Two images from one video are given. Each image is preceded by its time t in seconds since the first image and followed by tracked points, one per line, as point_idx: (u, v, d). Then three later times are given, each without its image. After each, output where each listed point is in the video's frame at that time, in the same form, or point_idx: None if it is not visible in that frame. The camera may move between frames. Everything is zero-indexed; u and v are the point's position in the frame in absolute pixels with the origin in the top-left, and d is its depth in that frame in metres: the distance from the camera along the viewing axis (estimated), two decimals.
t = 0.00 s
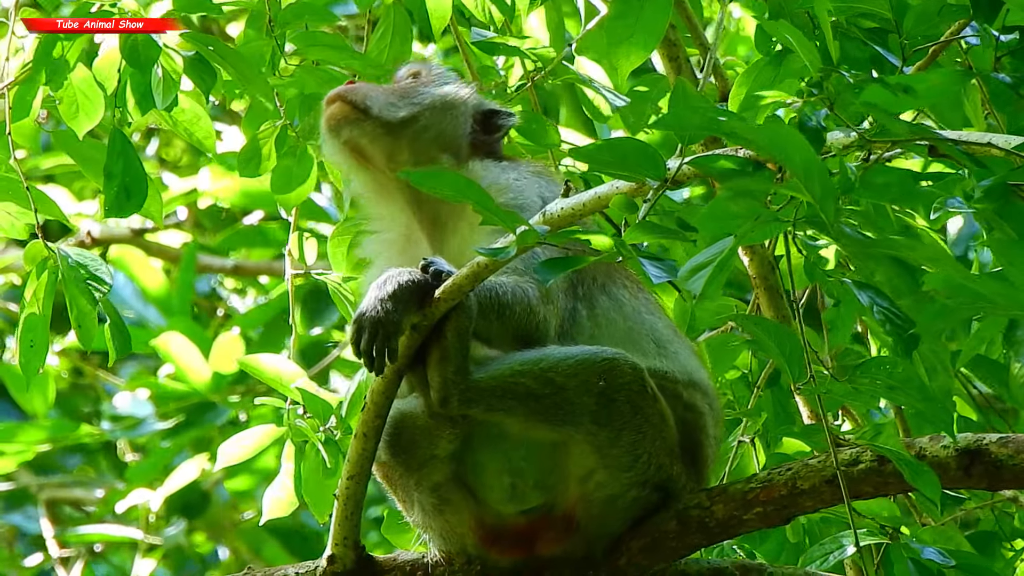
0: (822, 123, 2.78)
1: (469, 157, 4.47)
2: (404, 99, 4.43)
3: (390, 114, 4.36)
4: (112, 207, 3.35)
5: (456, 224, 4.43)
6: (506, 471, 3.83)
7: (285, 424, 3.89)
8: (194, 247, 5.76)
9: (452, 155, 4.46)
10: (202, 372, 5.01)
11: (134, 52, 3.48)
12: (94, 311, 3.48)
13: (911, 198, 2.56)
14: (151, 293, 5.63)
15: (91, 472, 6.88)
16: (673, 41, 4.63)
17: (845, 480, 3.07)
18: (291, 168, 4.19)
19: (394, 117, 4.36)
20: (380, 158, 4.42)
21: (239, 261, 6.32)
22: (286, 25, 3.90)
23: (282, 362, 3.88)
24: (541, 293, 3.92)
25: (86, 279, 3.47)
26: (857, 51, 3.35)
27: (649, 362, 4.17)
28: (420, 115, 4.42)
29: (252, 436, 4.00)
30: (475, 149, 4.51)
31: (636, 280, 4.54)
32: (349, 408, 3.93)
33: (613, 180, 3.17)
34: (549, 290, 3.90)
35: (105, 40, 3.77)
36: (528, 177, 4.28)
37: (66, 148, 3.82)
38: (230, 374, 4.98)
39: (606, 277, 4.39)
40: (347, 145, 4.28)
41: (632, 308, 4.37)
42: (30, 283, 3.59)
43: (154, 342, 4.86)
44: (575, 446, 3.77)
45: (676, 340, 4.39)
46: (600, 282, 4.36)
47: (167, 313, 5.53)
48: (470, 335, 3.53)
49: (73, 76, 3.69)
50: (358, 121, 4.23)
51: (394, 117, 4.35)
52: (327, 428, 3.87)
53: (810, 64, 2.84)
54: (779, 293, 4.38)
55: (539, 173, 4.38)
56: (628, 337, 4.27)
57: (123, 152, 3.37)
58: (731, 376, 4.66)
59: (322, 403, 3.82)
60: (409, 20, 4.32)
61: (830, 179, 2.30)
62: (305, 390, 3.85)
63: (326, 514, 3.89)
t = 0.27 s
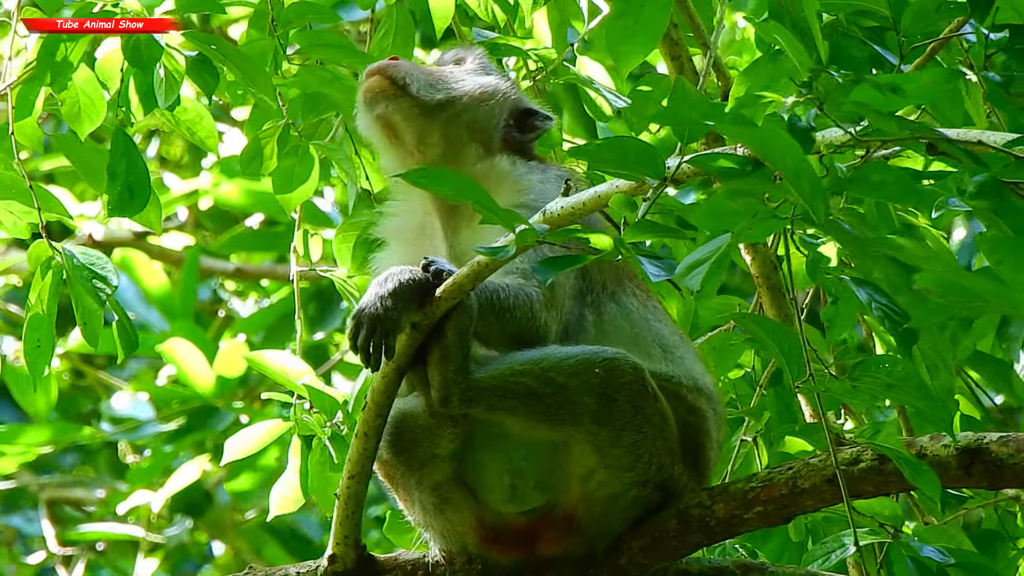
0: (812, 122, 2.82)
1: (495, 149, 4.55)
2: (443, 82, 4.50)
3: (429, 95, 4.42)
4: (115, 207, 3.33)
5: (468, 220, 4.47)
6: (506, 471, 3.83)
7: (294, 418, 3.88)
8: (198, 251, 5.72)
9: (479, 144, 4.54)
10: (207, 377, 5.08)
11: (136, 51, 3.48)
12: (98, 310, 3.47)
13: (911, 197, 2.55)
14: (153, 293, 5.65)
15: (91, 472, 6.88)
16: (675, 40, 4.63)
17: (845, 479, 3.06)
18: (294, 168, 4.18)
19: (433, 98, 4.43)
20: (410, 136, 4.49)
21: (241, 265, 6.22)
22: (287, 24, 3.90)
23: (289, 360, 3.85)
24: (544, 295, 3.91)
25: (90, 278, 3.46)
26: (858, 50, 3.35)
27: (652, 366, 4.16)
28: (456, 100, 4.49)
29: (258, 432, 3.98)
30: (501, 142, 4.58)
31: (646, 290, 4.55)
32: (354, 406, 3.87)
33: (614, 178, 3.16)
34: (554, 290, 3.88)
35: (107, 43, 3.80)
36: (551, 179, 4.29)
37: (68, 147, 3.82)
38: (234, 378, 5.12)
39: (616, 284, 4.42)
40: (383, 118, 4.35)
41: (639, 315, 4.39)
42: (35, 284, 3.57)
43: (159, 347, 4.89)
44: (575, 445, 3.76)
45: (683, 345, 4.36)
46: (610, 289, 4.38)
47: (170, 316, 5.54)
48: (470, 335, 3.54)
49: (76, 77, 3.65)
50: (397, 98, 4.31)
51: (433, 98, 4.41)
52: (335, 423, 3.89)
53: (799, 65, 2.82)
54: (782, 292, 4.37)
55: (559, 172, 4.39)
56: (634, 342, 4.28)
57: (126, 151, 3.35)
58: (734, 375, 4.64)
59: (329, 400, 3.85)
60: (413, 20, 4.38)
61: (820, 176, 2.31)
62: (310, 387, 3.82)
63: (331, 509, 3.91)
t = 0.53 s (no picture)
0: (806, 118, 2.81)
1: (505, 147, 4.58)
2: (456, 79, 4.57)
3: (441, 91, 4.49)
4: (117, 208, 3.33)
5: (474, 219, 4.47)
6: (506, 472, 3.84)
7: (297, 420, 3.88)
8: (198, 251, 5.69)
9: (489, 143, 4.57)
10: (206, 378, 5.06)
11: (139, 51, 3.48)
12: (99, 310, 3.48)
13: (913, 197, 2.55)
14: (152, 294, 5.61)
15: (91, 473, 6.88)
16: (677, 40, 4.62)
17: (846, 479, 3.05)
18: (296, 169, 4.15)
19: (446, 94, 4.50)
20: (421, 132, 4.55)
21: (240, 266, 6.25)
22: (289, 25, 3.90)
23: (293, 364, 3.80)
24: (546, 296, 3.91)
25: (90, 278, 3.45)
26: (859, 51, 3.35)
27: (655, 366, 4.18)
28: (468, 96, 4.56)
29: (264, 434, 3.98)
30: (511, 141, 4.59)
31: (650, 291, 4.55)
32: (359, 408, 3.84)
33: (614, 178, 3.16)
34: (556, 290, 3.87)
35: (111, 41, 3.74)
36: (558, 180, 4.27)
37: (69, 148, 3.82)
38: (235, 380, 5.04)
39: (620, 286, 4.41)
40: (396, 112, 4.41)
41: (643, 317, 4.40)
42: (35, 285, 3.55)
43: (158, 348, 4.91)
44: (576, 445, 3.76)
45: (685, 347, 4.38)
46: (614, 291, 4.38)
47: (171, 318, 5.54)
48: (471, 336, 3.53)
49: (76, 78, 3.65)
50: (409, 92, 4.35)
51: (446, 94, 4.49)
52: (340, 425, 3.84)
53: (793, 59, 2.89)
54: (784, 292, 4.36)
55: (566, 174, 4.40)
56: (637, 343, 4.30)
57: (128, 152, 3.35)
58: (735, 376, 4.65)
59: (334, 401, 3.79)
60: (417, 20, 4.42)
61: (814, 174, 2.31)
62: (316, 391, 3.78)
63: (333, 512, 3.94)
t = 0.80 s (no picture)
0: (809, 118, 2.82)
1: (509, 148, 4.56)
2: (459, 79, 4.57)
3: (444, 91, 4.50)
4: (117, 210, 3.33)
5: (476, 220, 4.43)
6: (508, 474, 3.85)
7: (294, 424, 3.89)
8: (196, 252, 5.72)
9: (492, 143, 4.57)
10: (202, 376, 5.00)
11: (140, 53, 3.48)
12: (99, 312, 3.47)
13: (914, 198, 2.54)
14: (150, 295, 5.62)
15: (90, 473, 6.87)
16: (678, 40, 4.61)
17: (846, 480, 3.04)
18: (297, 170, 4.16)
19: (450, 94, 4.51)
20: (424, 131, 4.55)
21: (239, 265, 6.19)
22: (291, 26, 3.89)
23: (290, 366, 3.78)
24: (547, 297, 3.89)
25: (91, 280, 3.46)
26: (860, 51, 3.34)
27: (656, 368, 4.16)
28: (471, 97, 4.57)
29: (263, 438, 3.97)
30: (515, 142, 4.57)
31: (651, 292, 4.54)
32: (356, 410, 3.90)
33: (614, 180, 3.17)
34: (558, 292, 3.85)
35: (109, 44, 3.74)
36: (560, 181, 4.24)
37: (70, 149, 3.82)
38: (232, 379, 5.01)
39: (621, 287, 4.41)
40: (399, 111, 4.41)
41: (644, 318, 4.38)
42: (35, 286, 3.55)
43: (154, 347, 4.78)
44: (576, 446, 3.75)
45: (687, 348, 4.35)
46: (615, 292, 4.39)
47: (167, 317, 5.58)
48: (471, 336, 3.49)
49: (77, 79, 3.65)
50: (413, 91, 4.35)
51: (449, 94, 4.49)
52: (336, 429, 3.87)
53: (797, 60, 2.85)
54: (785, 293, 4.35)
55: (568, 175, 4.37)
56: (638, 344, 4.29)
57: (128, 154, 3.35)
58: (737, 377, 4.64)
59: (330, 403, 3.79)
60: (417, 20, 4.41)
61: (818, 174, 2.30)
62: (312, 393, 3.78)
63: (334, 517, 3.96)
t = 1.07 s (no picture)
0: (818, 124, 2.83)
1: (505, 150, 4.57)
2: (453, 82, 4.58)
3: (438, 94, 4.50)
4: (117, 212, 3.32)
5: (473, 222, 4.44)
6: (509, 476, 3.82)
7: (292, 430, 3.88)
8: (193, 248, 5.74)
9: (488, 145, 4.57)
10: (200, 372, 5.09)
11: (139, 54, 3.46)
12: (101, 316, 3.48)
13: (915, 200, 2.53)
14: (148, 294, 5.64)
15: (90, 472, 6.87)
16: (678, 43, 4.60)
17: (847, 482, 3.03)
18: (297, 173, 4.15)
19: (443, 97, 4.52)
20: (420, 135, 4.56)
21: (237, 264, 6.20)
22: (291, 28, 3.88)
23: (291, 372, 3.78)
24: (547, 299, 3.90)
25: (93, 284, 3.49)
26: (859, 54, 3.34)
27: (656, 370, 4.16)
28: (465, 100, 4.58)
29: (266, 445, 3.97)
30: (511, 144, 4.57)
31: (651, 294, 4.54)
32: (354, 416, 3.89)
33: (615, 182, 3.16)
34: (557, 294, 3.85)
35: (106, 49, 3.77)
36: (557, 183, 4.23)
37: (70, 152, 3.81)
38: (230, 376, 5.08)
39: (620, 288, 4.41)
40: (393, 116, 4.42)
41: (644, 320, 4.38)
42: (35, 289, 3.54)
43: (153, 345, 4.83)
44: (577, 447, 3.73)
45: (686, 350, 4.36)
46: (614, 294, 4.38)
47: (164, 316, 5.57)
48: (472, 338, 3.49)
49: (77, 83, 3.66)
50: (406, 95, 4.35)
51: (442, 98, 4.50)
52: (335, 434, 3.87)
53: (802, 65, 2.83)
54: (784, 296, 4.35)
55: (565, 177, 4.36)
56: (638, 347, 4.29)
57: (129, 157, 3.35)
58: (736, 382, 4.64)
59: (329, 409, 3.77)
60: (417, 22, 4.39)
61: (824, 179, 2.29)
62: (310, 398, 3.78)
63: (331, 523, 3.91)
